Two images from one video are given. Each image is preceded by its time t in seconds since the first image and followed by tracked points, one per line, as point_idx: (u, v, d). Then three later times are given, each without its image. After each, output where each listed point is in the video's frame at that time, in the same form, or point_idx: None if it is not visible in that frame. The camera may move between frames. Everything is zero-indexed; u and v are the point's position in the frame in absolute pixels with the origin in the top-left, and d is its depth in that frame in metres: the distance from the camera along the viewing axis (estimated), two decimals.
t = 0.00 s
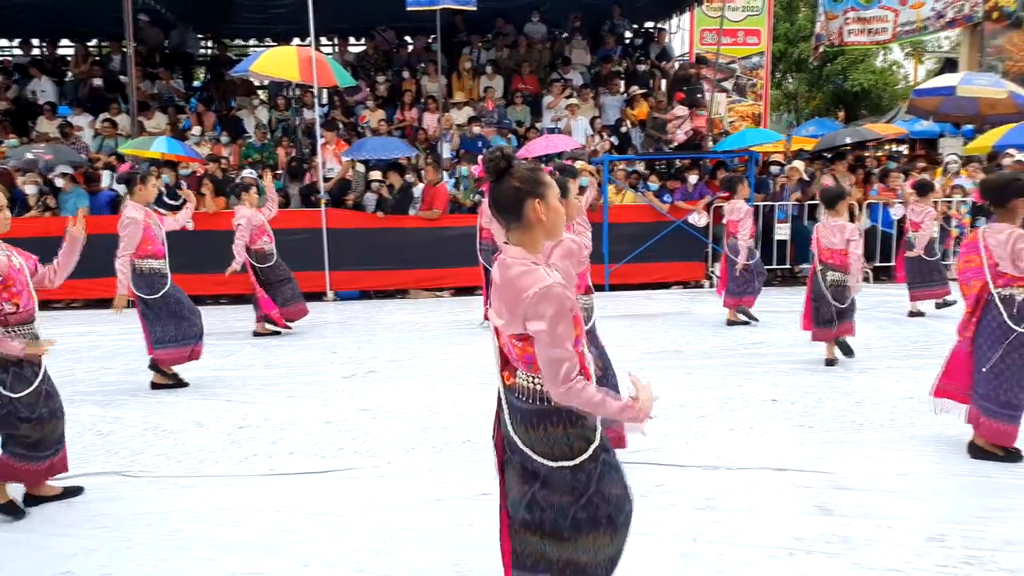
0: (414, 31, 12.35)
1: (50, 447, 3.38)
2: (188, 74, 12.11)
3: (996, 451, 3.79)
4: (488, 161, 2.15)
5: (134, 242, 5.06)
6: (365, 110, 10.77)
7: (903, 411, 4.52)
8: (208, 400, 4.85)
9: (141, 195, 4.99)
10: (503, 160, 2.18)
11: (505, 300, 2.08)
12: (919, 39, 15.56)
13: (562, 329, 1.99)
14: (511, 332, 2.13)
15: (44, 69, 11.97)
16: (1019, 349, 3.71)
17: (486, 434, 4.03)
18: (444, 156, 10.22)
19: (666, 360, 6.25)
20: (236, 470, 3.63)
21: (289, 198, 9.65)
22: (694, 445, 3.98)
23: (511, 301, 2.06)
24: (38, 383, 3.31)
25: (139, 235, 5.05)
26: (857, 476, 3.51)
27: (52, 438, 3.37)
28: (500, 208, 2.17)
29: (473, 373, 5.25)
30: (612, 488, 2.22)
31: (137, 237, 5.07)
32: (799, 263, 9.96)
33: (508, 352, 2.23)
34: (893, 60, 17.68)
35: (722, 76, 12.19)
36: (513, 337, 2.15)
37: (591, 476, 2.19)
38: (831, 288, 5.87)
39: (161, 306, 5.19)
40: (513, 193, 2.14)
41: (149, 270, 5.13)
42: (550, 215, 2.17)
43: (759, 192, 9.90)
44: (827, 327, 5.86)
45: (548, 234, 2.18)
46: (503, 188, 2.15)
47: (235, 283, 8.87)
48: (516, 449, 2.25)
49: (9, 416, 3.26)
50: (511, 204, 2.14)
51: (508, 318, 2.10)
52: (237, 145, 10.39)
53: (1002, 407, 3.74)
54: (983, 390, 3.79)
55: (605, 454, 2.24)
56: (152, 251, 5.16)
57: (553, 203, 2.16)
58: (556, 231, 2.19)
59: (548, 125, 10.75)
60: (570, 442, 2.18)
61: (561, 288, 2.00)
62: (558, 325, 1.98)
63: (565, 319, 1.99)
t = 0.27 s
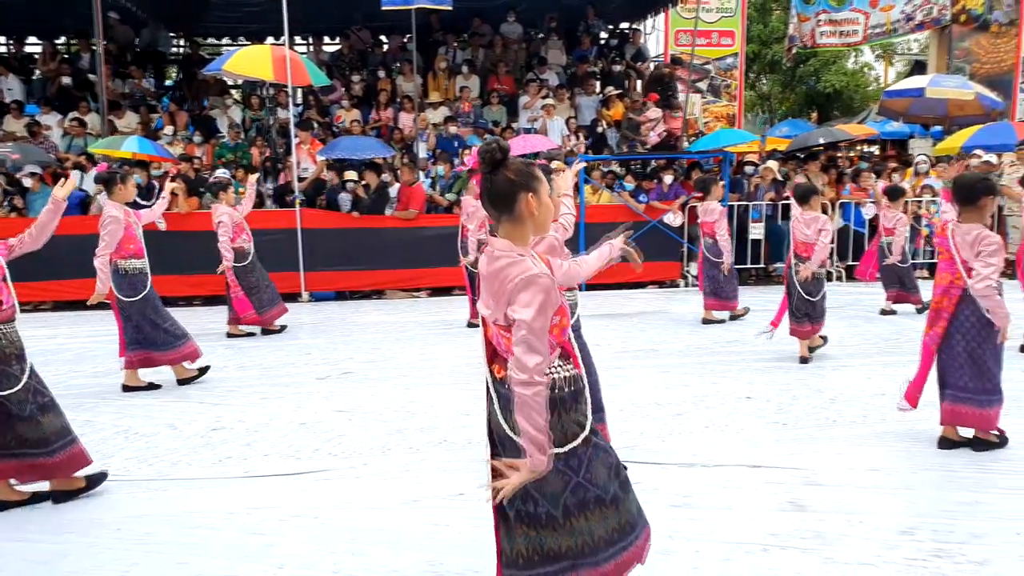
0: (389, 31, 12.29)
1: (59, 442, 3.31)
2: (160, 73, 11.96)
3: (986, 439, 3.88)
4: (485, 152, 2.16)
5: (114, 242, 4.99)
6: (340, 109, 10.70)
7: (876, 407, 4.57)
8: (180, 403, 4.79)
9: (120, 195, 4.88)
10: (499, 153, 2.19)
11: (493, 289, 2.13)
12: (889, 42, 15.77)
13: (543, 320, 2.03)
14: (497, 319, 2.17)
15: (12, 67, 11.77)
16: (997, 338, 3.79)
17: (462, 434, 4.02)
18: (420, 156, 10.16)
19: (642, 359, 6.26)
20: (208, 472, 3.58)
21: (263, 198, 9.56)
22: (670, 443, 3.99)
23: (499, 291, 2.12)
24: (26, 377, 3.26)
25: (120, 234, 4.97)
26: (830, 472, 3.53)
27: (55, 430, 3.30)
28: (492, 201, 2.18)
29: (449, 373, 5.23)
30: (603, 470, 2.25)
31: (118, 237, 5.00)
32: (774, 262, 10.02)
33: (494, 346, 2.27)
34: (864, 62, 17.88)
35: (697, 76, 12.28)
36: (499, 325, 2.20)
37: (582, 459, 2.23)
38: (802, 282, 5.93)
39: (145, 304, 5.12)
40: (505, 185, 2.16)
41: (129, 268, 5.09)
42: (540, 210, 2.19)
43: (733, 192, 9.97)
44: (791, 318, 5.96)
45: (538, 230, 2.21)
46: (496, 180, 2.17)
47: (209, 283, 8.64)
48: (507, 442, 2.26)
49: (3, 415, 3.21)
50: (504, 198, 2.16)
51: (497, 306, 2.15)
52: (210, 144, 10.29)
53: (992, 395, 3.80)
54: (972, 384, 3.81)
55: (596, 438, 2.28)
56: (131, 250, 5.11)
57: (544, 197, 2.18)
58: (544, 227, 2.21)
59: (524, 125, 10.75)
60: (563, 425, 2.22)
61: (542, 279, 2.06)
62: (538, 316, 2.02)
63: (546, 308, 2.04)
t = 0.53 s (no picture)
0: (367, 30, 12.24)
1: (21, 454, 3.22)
2: (134, 71, 11.83)
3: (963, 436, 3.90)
4: (469, 152, 2.15)
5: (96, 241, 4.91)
6: (318, 109, 10.64)
7: (854, 404, 4.60)
8: (157, 405, 4.74)
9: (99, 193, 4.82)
10: (483, 153, 2.17)
11: (481, 286, 2.14)
12: (864, 43, 15.92)
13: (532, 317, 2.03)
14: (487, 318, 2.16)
15: None
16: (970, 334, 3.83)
17: (442, 435, 4.01)
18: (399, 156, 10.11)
19: (621, 358, 6.28)
20: (186, 475, 3.55)
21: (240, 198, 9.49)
22: (650, 442, 4.00)
23: (487, 289, 2.12)
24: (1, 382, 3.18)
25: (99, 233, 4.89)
26: (808, 468, 3.56)
27: (22, 442, 3.20)
28: (479, 200, 2.18)
29: (428, 374, 5.21)
30: (585, 478, 2.26)
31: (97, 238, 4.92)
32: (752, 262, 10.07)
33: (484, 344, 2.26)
34: (840, 64, 18.02)
35: (675, 77, 12.39)
36: (487, 323, 2.19)
37: (566, 466, 2.23)
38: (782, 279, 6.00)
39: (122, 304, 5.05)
40: (491, 186, 2.15)
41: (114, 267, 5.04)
42: (526, 210, 2.18)
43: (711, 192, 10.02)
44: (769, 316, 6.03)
45: (524, 230, 2.20)
46: (482, 181, 2.16)
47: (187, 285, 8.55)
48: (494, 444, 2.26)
49: None
50: (490, 199, 2.16)
51: (484, 302, 2.15)
52: (187, 144, 10.18)
53: (967, 391, 3.84)
54: (946, 381, 3.85)
55: (582, 444, 2.29)
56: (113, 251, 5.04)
57: (529, 198, 2.18)
58: (530, 228, 2.20)
59: (504, 125, 10.74)
60: (551, 430, 2.21)
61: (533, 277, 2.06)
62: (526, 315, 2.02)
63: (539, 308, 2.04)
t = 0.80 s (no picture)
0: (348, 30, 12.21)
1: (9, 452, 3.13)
2: (112, 70, 11.72)
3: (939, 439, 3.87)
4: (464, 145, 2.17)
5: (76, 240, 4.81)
6: (300, 109, 10.58)
7: (835, 402, 4.63)
8: (137, 407, 4.69)
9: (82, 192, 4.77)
10: (478, 146, 2.19)
11: (479, 275, 2.14)
12: (844, 44, 16.06)
13: (540, 302, 2.03)
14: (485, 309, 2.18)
15: None
16: (950, 335, 3.82)
17: (425, 435, 3.99)
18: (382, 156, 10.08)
19: (604, 356, 6.28)
20: (167, 477, 3.51)
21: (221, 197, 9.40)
22: (632, 440, 4.01)
23: (486, 278, 2.11)
24: None
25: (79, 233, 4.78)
26: (790, 466, 3.57)
27: (9, 439, 3.12)
28: (475, 191, 2.20)
29: (412, 374, 5.20)
30: (569, 483, 2.23)
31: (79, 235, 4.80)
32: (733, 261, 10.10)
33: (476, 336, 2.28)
34: (819, 65, 18.15)
35: (656, 77, 12.47)
36: (483, 312, 2.20)
37: (547, 467, 2.21)
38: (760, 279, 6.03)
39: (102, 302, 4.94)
40: (485, 179, 2.18)
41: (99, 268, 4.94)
42: (523, 202, 2.18)
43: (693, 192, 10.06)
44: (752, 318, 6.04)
45: (522, 221, 2.21)
46: (477, 172, 2.18)
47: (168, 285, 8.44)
48: (478, 440, 2.28)
49: None
50: (484, 190, 2.18)
51: (481, 291, 2.14)
52: (166, 144, 10.11)
53: (944, 393, 3.83)
54: (925, 379, 3.87)
55: (569, 448, 2.24)
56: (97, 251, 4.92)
57: (526, 190, 2.17)
58: (529, 219, 2.21)
59: (486, 125, 10.73)
60: (532, 426, 2.20)
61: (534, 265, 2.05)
62: (530, 302, 2.02)
63: (543, 294, 2.03)
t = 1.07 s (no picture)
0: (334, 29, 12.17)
1: None
2: (96, 70, 11.64)
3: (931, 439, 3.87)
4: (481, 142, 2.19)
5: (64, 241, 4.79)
6: (286, 108, 10.53)
7: (821, 400, 4.66)
8: (122, 408, 4.65)
9: (73, 193, 4.74)
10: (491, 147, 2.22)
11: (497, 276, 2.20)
12: (829, 45, 16.16)
13: (564, 288, 2.08)
14: (507, 306, 2.21)
15: None
16: (939, 337, 3.82)
17: (413, 434, 3.99)
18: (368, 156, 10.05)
19: (592, 356, 6.29)
20: (152, 478, 3.49)
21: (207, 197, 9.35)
22: (620, 439, 4.01)
23: (505, 277, 2.17)
24: None
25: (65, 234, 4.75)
26: (777, 463, 3.59)
27: None
28: (488, 192, 2.23)
29: (399, 374, 5.18)
30: (575, 497, 2.24)
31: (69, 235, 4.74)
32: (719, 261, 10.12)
33: (495, 332, 2.27)
34: (805, 66, 18.24)
35: (643, 78, 12.50)
36: (506, 309, 2.21)
37: (560, 471, 2.22)
38: (752, 272, 6.06)
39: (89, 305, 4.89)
40: (496, 179, 2.20)
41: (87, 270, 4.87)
42: (534, 203, 2.19)
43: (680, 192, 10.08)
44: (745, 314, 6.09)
45: (535, 221, 2.22)
46: (489, 172, 2.21)
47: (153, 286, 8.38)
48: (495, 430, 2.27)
49: None
50: (496, 188, 2.20)
51: (501, 289, 2.20)
52: (151, 144, 10.04)
53: (934, 395, 3.83)
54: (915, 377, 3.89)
55: (581, 454, 2.25)
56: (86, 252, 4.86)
57: (537, 191, 2.18)
58: (543, 219, 2.22)
59: (473, 125, 10.73)
60: (551, 422, 2.20)
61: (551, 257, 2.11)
62: (553, 290, 2.08)
63: (565, 280, 2.09)
